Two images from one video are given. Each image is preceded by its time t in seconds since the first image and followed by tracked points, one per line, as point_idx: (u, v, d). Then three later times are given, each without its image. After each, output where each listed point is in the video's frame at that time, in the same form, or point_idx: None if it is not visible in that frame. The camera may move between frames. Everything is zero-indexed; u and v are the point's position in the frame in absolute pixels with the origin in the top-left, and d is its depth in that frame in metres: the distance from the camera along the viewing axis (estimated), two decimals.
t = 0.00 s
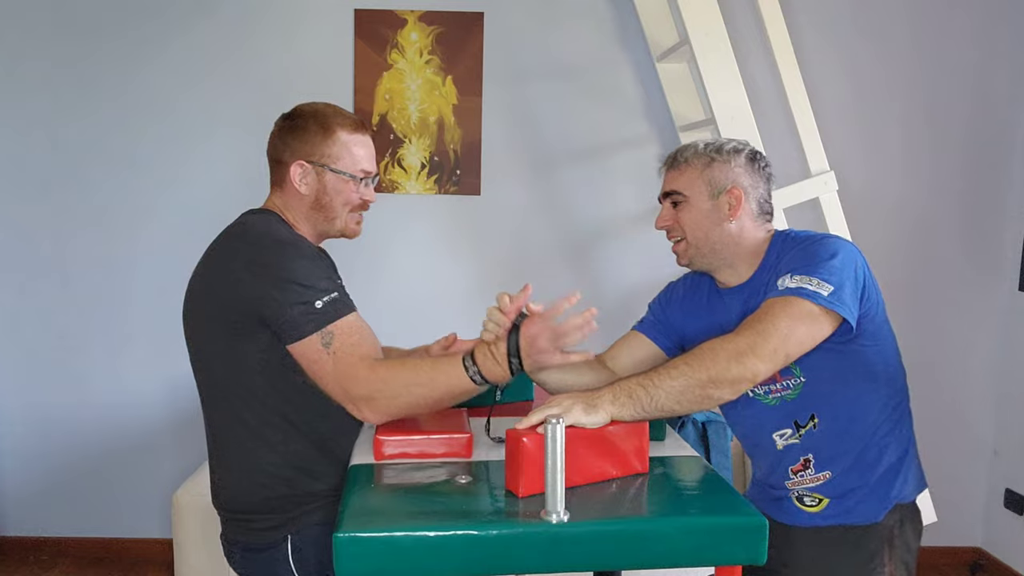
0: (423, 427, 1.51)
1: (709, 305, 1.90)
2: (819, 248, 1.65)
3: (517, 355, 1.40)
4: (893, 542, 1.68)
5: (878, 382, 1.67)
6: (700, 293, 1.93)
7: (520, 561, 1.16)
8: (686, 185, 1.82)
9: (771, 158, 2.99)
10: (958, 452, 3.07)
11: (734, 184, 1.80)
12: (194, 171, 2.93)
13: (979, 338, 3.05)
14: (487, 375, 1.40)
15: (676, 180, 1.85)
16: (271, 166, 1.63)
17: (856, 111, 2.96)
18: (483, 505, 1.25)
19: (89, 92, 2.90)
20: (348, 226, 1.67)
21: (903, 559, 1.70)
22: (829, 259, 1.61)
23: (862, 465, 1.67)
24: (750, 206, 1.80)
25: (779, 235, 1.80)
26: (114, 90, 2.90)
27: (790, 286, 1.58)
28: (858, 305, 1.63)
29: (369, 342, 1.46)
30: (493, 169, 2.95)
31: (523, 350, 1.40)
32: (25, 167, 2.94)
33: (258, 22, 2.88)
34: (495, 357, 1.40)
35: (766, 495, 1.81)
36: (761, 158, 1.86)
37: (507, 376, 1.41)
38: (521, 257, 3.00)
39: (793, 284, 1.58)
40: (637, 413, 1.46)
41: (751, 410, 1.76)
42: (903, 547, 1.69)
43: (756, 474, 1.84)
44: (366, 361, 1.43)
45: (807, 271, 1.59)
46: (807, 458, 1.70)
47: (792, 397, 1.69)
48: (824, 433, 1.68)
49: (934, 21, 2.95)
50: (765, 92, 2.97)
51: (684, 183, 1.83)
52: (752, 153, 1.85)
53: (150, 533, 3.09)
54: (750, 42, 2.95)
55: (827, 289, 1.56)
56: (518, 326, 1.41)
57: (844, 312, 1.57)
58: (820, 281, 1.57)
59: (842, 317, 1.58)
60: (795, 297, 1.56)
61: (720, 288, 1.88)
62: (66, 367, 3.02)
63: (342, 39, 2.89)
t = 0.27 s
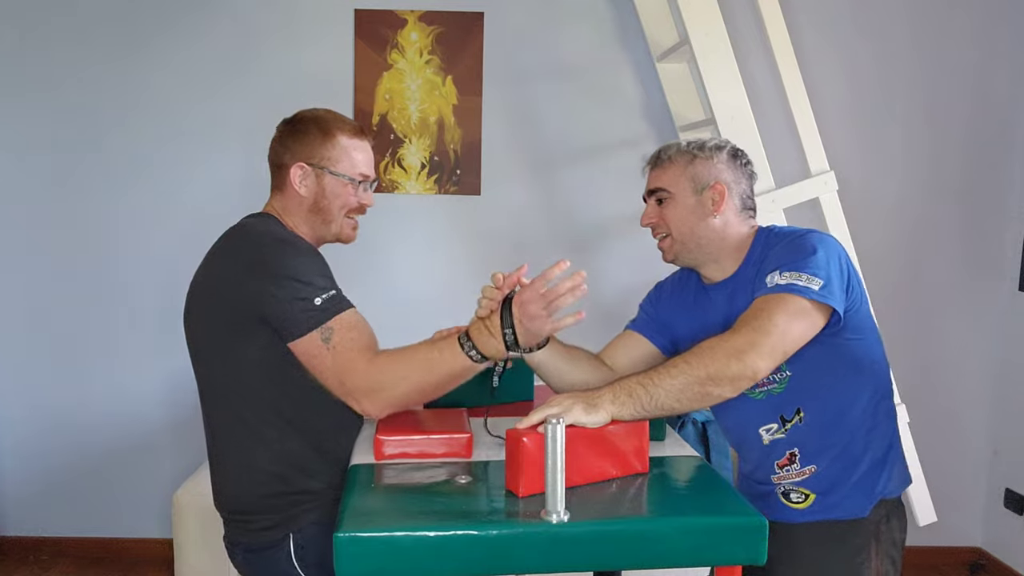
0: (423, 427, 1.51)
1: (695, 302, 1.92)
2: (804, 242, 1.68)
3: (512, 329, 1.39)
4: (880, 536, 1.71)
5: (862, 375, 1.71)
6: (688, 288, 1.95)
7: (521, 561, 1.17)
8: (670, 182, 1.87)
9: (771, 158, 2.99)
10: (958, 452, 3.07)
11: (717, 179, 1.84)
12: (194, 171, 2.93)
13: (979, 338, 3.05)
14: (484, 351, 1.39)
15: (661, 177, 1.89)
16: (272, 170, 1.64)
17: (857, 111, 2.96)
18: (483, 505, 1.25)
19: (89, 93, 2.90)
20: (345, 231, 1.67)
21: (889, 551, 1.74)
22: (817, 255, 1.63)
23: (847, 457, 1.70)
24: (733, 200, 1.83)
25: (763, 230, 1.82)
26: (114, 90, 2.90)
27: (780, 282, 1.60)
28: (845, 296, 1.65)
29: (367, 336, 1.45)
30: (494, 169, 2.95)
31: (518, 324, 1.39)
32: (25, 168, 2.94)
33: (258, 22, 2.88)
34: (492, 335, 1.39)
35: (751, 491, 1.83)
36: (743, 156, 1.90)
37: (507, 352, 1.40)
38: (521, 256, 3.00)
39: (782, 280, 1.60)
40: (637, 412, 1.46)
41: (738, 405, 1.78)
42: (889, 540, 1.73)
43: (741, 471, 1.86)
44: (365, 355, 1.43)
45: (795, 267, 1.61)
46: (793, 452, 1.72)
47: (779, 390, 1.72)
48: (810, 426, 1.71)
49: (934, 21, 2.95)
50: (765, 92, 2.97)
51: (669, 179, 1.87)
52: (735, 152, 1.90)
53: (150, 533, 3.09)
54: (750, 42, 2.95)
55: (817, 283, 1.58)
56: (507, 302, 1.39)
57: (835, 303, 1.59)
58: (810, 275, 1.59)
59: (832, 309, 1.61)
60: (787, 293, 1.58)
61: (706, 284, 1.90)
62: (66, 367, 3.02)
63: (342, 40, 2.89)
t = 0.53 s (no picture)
0: (424, 427, 1.51)
1: (685, 301, 1.94)
2: (790, 239, 1.69)
3: (542, 287, 1.50)
4: (871, 535, 1.74)
5: (853, 371, 1.72)
6: (680, 290, 1.97)
7: (520, 561, 1.17)
8: (658, 182, 1.89)
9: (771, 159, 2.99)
10: (958, 452, 3.08)
11: (704, 176, 1.87)
12: (195, 171, 2.93)
13: (979, 338, 3.05)
14: (523, 314, 1.48)
15: (649, 177, 1.92)
16: (284, 158, 1.62)
17: (857, 111, 2.96)
18: (483, 505, 1.25)
19: (89, 93, 2.90)
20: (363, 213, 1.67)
21: (880, 549, 1.76)
22: (803, 251, 1.65)
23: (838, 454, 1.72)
24: (720, 198, 1.86)
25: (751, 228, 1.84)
26: (114, 90, 2.90)
27: (768, 279, 1.62)
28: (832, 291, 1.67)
29: (413, 338, 1.47)
30: (494, 169, 2.95)
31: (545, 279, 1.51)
32: (24, 168, 2.94)
33: (258, 22, 2.88)
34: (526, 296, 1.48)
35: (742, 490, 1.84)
36: (728, 155, 1.93)
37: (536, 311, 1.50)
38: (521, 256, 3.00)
39: (770, 276, 1.61)
40: (636, 410, 1.46)
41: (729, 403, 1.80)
42: (880, 538, 1.76)
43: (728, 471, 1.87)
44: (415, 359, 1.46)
45: (782, 263, 1.63)
46: (785, 449, 1.73)
47: (771, 387, 1.74)
48: (802, 423, 1.73)
49: (934, 21, 2.95)
50: (765, 92, 2.97)
51: (656, 179, 1.90)
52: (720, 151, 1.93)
53: (150, 533, 3.09)
54: (750, 43, 2.95)
55: (804, 279, 1.60)
56: (529, 257, 1.51)
57: (822, 297, 1.61)
58: (797, 271, 1.61)
59: (821, 303, 1.62)
60: (776, 290, 1.59)
61: (697, 282, 1.92)
62: (66, 367, 3.02)
63: (342, 40, 2.89)
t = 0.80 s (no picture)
0: (425, 427, 1.51)
1: (685, 300, 1.95)
2: (785, 235, 1.69)
3: (564, 291, 1.67)
4: (865, 535, 1.72)
5: (848, 368, 1.72)
6: (679, 289, 1.98)
7: (519, 561, 1.17)
8: (656, 180, 1.90)
9: (771, 159, 2.99)
10: (958, 453, 3.08)
11: (701, 175, 1.87)
12: (195, 171, 2.93)
13: (979, 339, 3.06)
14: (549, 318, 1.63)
15: (648, 176, 1.92)
16: (313, 145, 1.60)
17: (857, 111, 2.96)
18: (483, 505, 1.25)
19: (88, 93, 2.90)
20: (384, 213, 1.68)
21: (874, 548, 1.76)
22: (798, 247, 1.66)
23: (833, 451, 1.72)
24: (717, 197, 1.87)
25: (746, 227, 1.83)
26: (114, 90, 2.90)
27: (764, 275, 1.63)
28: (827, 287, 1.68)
29: (442, 346, 1.54)
30: (494, 169, 2.95)
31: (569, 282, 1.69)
32: (24, 168, 2.93)
33: (258, 22, 2.88)
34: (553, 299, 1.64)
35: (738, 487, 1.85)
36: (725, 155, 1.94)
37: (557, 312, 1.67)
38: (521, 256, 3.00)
39: (765, 273, 1.62)
40: (637, 406, 1.50)
41: (726, 400, 1.81)
42: (874, 537, 1.75)
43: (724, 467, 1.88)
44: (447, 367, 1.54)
45: (777, 260, 1.64)
46: (781, 446, 1.74)
47: (767, 383, 1.75)
48: (797, 419, 1.73)
49: (934, 22, 2.95)
50: (765, 92, 2.97)
51: (654, 177, 1.91)
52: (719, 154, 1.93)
53: (150, 533, 3.09)
54: (750, 42, 2.95)
55: (798, 275, 1.61)
56: (556, 261, 1.67)
57: (818, 293, 1.62)
58: (792, 267, 1.62)
59: (817, 299, 1.63)
60: (772, 286, 1.60)
61: (696, 280, 1.92)
62: (65, 367, 3.02)
63: (342, 39, 2.88)
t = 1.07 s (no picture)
0: (424, 427, 1.51)
1: (685, 299, 1.95)
2: (784, 234, 1.69)
3: (557, 297, 1.62)
4: (862, 535, 1.72)
5: (847, 366, 1.72)
6: (678, 288, 1.98)
7: (520, 560, 1.17)
8: (656, 179, 1.91)
9: (771, 159, 2.99)
10: (958, 453, 3.08)
11: (701, 173, 1.88)
12: (195, 172, 2.93)
13: (979, 339, 3.06)
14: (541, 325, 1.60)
15: (647, 175, 1.93)
16: (310, 150, 1.59)
17: (856, 111, 2.96)
18: (483, 505, 1.24)
19: (88, 94, 2.90)
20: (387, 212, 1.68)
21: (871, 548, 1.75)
22: (797, 245, 1.66)
23: (831, 449, 1.72)
24: (717, 194, 1.87)
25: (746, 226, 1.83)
26: (114, 90, 2.90)
27: (762, 273, 1.63)
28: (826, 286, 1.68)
29: (429, 355, 1.52)
30: (494, 169, 2.95)
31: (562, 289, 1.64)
32: (23, 169, 2.94)
33: (258, 23, 2.88)
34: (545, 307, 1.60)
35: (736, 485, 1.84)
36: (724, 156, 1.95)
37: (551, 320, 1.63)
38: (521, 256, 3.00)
39: (764, 272, 1.62)
40: (639, 405, 1.50)
41: (726, 397, 1.81)
42: (872, 537, 1.74)
43: (722, 465, 1.88)
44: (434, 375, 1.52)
45: (776, 258, 1.64)
46: (779, 443, 1.74)
47: (765, 381, 1.75)
48: (795, 417, 1.73)
49: (934, 21, 2.95)
50: (765, 92, 2.97)
51: (654, 176, 1.91)
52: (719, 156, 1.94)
53: (150, 533, 3.09)
54: (750, 43, 2.95)
55: (797, 273, 1.61)
56: (547, 269, 1.63)
57: (817, 291, 1.62)
58: (791, 265, 1.62)
59: (816, 297, 1.63)
60: (771, 285, 1.60)
61: (694, 278, 1.91)
62: (65, 368, 3.02)
63: (342, 39, 2.88)
